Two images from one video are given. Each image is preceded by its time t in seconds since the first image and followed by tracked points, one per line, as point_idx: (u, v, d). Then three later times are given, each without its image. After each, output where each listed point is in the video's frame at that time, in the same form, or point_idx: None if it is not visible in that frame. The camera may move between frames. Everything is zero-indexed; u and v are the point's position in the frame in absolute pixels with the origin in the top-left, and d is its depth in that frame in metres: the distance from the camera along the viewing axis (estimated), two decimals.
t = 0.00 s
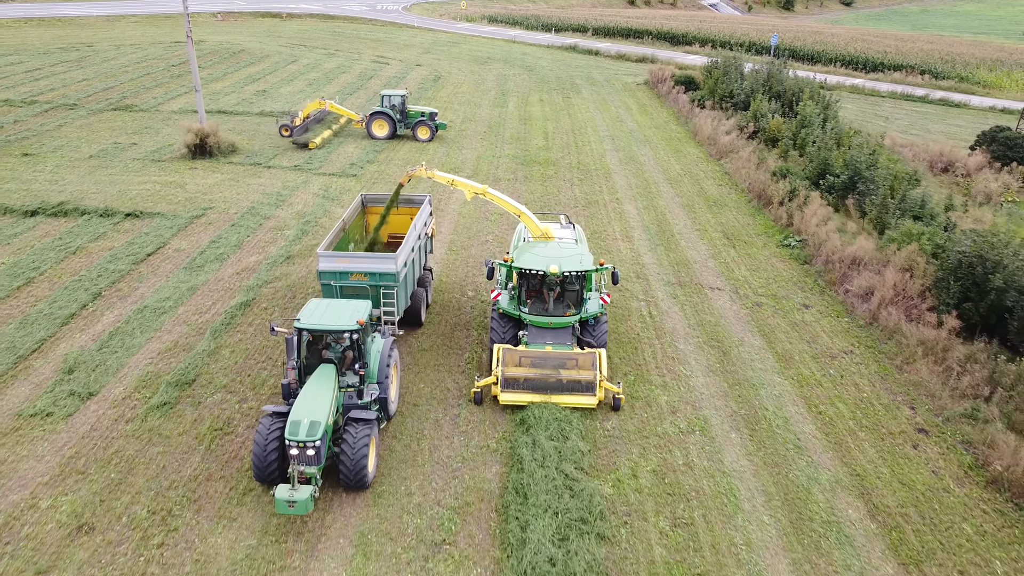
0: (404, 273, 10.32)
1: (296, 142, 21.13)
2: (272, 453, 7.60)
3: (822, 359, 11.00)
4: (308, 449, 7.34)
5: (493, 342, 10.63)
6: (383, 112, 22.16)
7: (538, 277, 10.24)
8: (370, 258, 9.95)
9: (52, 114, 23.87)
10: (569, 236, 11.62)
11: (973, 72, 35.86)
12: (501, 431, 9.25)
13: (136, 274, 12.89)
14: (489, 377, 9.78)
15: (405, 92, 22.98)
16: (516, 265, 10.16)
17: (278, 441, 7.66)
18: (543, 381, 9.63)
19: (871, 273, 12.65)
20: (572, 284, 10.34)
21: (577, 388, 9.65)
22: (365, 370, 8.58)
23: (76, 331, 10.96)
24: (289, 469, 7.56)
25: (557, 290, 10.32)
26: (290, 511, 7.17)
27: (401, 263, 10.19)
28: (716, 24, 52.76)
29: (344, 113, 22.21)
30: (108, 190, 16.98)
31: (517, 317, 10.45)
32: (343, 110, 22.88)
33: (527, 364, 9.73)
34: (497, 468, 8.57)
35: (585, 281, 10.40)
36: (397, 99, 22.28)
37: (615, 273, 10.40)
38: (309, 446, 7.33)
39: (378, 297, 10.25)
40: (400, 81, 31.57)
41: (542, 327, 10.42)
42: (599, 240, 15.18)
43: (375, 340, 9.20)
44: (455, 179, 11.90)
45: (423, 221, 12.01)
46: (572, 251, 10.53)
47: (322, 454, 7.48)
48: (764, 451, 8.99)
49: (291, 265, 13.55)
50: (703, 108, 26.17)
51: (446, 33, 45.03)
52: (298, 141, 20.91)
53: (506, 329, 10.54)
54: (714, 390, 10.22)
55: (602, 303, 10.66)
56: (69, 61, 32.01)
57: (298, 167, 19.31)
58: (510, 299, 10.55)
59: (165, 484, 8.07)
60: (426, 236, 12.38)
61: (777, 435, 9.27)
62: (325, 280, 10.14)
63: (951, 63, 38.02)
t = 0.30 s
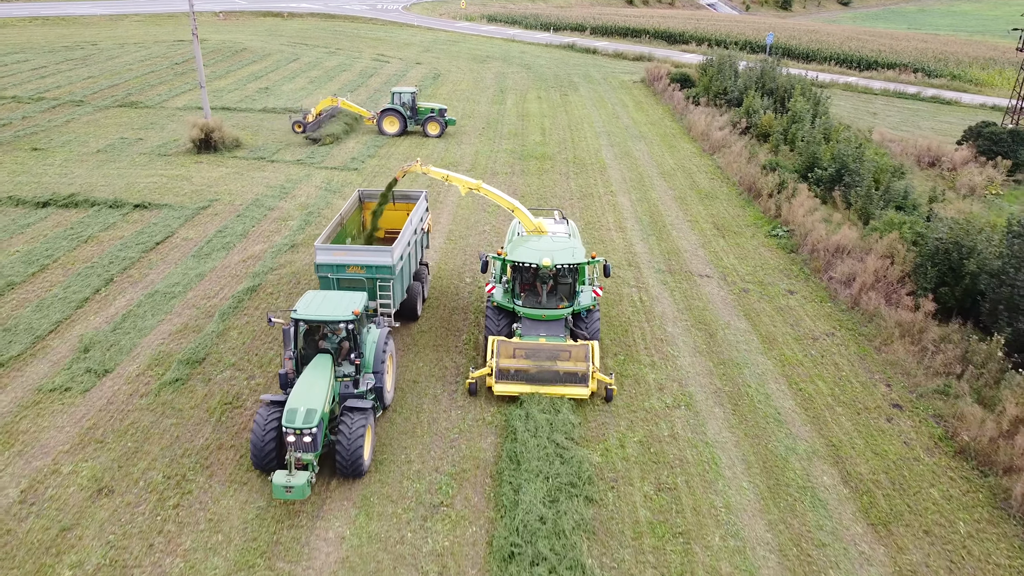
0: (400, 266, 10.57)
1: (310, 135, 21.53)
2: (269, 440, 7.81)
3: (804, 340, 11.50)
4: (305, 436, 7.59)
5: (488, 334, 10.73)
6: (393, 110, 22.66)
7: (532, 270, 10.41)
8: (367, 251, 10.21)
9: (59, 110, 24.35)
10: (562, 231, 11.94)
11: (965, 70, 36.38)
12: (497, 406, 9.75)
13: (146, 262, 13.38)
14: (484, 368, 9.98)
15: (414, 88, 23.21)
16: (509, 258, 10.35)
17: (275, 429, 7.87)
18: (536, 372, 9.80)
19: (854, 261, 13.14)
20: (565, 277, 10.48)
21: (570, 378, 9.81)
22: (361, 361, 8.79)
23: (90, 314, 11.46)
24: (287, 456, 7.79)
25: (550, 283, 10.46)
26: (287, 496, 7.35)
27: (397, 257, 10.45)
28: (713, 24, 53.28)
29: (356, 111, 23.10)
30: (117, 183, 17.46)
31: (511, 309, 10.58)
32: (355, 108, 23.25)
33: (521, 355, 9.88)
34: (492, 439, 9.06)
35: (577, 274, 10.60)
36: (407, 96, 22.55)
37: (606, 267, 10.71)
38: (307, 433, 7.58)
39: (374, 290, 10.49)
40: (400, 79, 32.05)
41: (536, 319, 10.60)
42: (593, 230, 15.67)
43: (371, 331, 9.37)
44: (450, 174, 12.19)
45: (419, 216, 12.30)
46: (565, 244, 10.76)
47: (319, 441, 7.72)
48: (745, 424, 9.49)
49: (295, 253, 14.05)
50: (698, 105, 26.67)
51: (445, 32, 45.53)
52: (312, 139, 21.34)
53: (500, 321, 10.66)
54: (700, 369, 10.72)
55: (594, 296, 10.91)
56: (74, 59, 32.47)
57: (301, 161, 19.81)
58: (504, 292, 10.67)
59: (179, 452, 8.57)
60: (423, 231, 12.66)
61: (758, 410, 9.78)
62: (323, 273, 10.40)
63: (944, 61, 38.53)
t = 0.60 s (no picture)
0: (398, 260, 10.83)
1: (323, 133, 22.15)
2: (270, 428, 8.03)
3: (789, 323, 12.00)
4: (305, 424, 7.80)
5: (483, 327, 10.80)
6: (405, 106, 23.18)
7: (527, 263, 10.65)
8: (365, 245, 10.45)
9: (66, 107, 24.82)
10: (557, 225, 11.93)
11: (958, 68, 36.91)
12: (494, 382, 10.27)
13: (157, 250, 13.88)
14: (480, 360, 10.09)
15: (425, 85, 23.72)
16: (505, 252, 10.56)
17: (276, 417, 8.08)
18: (531, 363, 10.00)
19: (839, 248, 13.63)
20: (559, 270, 10.77)
21: (563, 370, 10.03)
22: (359, 352, 9.00)
23: (105, 298, 11.96)
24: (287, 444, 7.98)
25: (545, 276, 10.75)
26: (287, 483, 7.57)
27: (395, 250, 10.70)
28: (710, 23, 53.80)
29: (367, 107, 23.57)
30: (125, 176, 17.94)
31: (507, 302, 10.76)
32: (366, 104, 23.72)
33: (516, 347, 10.10)
34: (488, 413, 9.55)
35: (571, 267, 10.86)
36: (417, 92, 23.04)
37: (601, 260, 10.90)
38: (306, 421, 7.79)
39: (373, 283, 10.75)
40: (400, 76, 32.55)
41: (531, 312, 10.77)
42: (588, 221, 16.18)
43: (369, 323, 9.59)
44: (446, 170, 12.39)
45: (417, 211, 12.58)
46: (560, 238, 10.95)
47: (318, 429, 7.93)
48: (730, 399, 10.00)
49: (300, 242, 14.55)
50: (693, 102, 27.17)
51: (445, 31, 46.03)
52: (325, 134, 21.83)
53: (496, 314, 10.73)
54: (688, 349, 11.22)
55: (589, 289, 11.06)
56: (79, 57, 32.93)
57: (304, 155, 20.30)
58: (500, 286, 10.88)
59: (193, 423, 9.07)
60: (420, 226, 12.86)
61: (743, 386, 10.29)
62: (322, 267, 10.65)
63: (937, 60, 39.03)
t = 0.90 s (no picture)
0: (398, 255, 11.05)
1: (334, 128, 22.54)
2: (272, 416, 8.19)
3: (778, 309, 12.45)
4: (306, 412, 7.95)
5: (482, 320, 11.06)
6: (414, 103, 23.60)
7: (525, 258, 10.84)
8: (365, 240, 10.64)
9: (73, 103, 25.25)
10: (555, 221, 12.11)
11: (953, 66, 37.36)
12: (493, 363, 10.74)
13: (167, 240, 14.32)
14: (478, 353, 10.26)
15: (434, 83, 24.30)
16: (504, 246, 10.81)
17: (278, 406, 8.23)
18: (529, 356, 10.11)
19: (827, 238, 14.09)
20: (557, 265, 10.91)
21: (561, 362, 10.11)
22: (360, 343, 9.13)
23: (118, 285, 12.41)
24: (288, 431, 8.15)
25: (543, 271, 10.91)
26: (288, 469, 7.79)
27: (395, 245, 10.90)
28: (708, 22, 54.28)
29: (377, 104, 23.94)
30: (134, 170, 18.38)
31: (505, 296, 10.99)
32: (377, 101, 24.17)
33: (514, 340, 10.19)
34: (487, 392, 9.98)
35: (569, 262, 10.97)
36: (428, 89, 23.58)
37: (597, 255, 11.01)
38: (308, 409, 7.93)
39: (373, 277, 10.94)
40: (401, 74, 32.99)
41: (529, 306, 10.98)
42: (585, 213, 16.64)
43: (370, 315, 9.73)
44: (446, 166, 12.58)
45: (417, 207, 12.88)
46: (557, 233, 11.11)
47: (319, 417, 8.08)
48: (719, 378, 10.46)
49: (306, 232, 15.00)
50: (690, 99, 27.63)
51: (445, 30, 46.51)
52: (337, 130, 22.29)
53: (494, 308, 10.99)
54: (680, 333, 11.67)
55: (586, 283, 11.25)
56: (85, 56, 33.37)
57: (308, 150, 20.75)
58: (498, 280, 11.06)
59: (207, 399, 9.53)
60: (419, 222, 13.18)
61: (732, 366, 10.75)
62: (323, 261, 10.83)
63: (932, 58, 39.51)
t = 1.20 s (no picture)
0: (398, 249, 11.22)
1: (345, 124, 23.12)
2: (274, 406, 8.37)
3: (767, 294, 12.94)
4: (308, 401, 8.12)
5: (482, 312, 11.20)
6: (424, 99, 24.03)
7: (524, 251, 10.91)
8: (367, 233, 10.86)
9: (81, 100, 25.73)
10: (554, 215, 12.27)
11: (947, 64, 37.86)
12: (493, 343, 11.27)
13: (178, 229, 14.81)
14: (478, 345, 10.49)
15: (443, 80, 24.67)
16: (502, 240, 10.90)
17: (280, 396, 8.41)
18: (527, 348, 10.35)
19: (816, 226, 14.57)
20: (556, 259, 11.01)
21: (559, 354, 10.38)
22: (361, 335, 9.30)
23: (133, 270, 12.91)
24: (290, 420, 8.34)
25: (542, 264, 11.01)
26: (290, 456, 7.99)
27: (396, 239, 11.10)
28: (706, 21, 54.85)
29: (388, 100, 24.50)
30: (144, 163, 18.87)
31: (505, 289, 11.10)
32: (386, 96, 24.68)
33: (514, 332, 10.42)
34: (487, 371, 10.45)
35: (567, 256, 11.10)
36: (437, 86, 23.97)
37: (595, 248, 11.15)
38: (309, 398, 8.10)
39: (374, 270, 11.13)
40: (403, 72, 33.49)
41: (528, 299, 11.07)
42: (583, 204, 17.14)
43: (371, 307, 9.89)
44: (446, 161, 12.87)
45: (417, 203, 13.17)
46: (556, 228, 11.26)
47: (321, 406, 8.26)
48: (709, 356, 10.97)
49: (312, 222, 15.50)
50: (686, 95, 28.14)
51: (446, 29, 47.02)
52: (349, 126, 22.87)
53: (493, 300, 11.13)
54: (673, 316, 12.16)
55: (584, 276, 11.39)
56: (91, 53, 33.85)
57: (312, 145, 21.25)
58: (498, 273, 11.21)
59: (222, 374, 10.03)
60: (419, 217, 13.40)
61: (722, 346, 11.25)
62: (325, 255, 11.04)
63: (926, 56, 40.03)
